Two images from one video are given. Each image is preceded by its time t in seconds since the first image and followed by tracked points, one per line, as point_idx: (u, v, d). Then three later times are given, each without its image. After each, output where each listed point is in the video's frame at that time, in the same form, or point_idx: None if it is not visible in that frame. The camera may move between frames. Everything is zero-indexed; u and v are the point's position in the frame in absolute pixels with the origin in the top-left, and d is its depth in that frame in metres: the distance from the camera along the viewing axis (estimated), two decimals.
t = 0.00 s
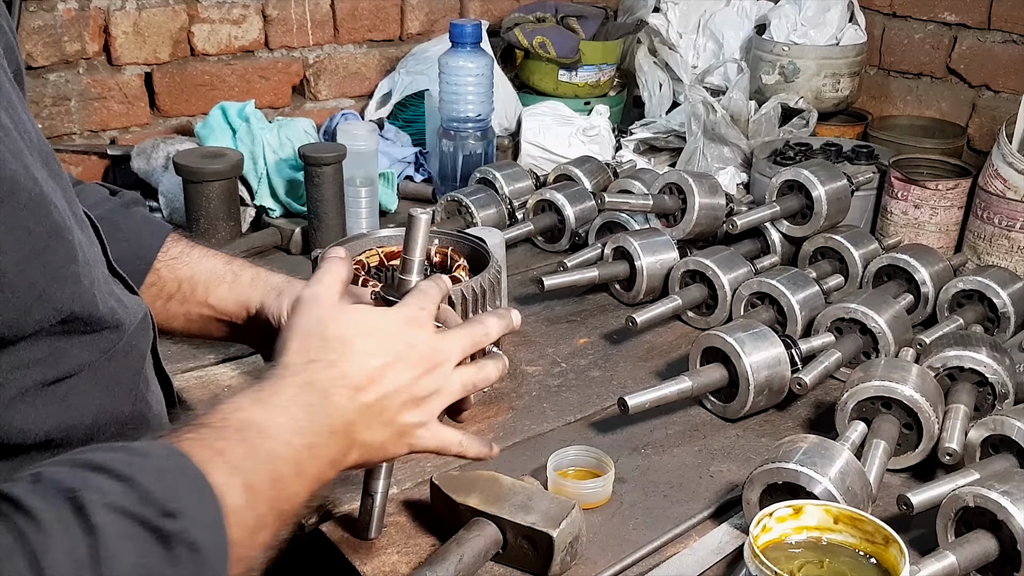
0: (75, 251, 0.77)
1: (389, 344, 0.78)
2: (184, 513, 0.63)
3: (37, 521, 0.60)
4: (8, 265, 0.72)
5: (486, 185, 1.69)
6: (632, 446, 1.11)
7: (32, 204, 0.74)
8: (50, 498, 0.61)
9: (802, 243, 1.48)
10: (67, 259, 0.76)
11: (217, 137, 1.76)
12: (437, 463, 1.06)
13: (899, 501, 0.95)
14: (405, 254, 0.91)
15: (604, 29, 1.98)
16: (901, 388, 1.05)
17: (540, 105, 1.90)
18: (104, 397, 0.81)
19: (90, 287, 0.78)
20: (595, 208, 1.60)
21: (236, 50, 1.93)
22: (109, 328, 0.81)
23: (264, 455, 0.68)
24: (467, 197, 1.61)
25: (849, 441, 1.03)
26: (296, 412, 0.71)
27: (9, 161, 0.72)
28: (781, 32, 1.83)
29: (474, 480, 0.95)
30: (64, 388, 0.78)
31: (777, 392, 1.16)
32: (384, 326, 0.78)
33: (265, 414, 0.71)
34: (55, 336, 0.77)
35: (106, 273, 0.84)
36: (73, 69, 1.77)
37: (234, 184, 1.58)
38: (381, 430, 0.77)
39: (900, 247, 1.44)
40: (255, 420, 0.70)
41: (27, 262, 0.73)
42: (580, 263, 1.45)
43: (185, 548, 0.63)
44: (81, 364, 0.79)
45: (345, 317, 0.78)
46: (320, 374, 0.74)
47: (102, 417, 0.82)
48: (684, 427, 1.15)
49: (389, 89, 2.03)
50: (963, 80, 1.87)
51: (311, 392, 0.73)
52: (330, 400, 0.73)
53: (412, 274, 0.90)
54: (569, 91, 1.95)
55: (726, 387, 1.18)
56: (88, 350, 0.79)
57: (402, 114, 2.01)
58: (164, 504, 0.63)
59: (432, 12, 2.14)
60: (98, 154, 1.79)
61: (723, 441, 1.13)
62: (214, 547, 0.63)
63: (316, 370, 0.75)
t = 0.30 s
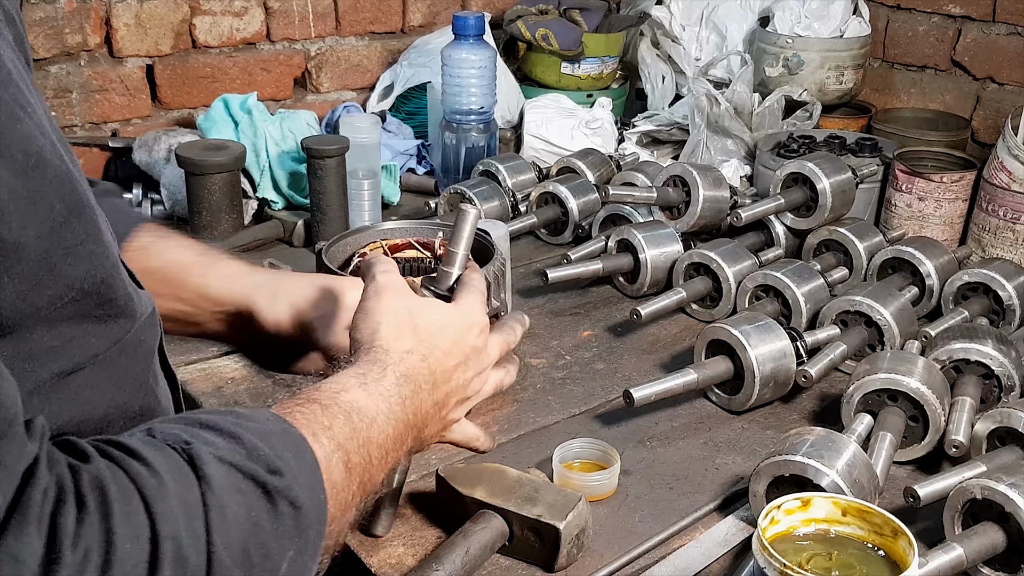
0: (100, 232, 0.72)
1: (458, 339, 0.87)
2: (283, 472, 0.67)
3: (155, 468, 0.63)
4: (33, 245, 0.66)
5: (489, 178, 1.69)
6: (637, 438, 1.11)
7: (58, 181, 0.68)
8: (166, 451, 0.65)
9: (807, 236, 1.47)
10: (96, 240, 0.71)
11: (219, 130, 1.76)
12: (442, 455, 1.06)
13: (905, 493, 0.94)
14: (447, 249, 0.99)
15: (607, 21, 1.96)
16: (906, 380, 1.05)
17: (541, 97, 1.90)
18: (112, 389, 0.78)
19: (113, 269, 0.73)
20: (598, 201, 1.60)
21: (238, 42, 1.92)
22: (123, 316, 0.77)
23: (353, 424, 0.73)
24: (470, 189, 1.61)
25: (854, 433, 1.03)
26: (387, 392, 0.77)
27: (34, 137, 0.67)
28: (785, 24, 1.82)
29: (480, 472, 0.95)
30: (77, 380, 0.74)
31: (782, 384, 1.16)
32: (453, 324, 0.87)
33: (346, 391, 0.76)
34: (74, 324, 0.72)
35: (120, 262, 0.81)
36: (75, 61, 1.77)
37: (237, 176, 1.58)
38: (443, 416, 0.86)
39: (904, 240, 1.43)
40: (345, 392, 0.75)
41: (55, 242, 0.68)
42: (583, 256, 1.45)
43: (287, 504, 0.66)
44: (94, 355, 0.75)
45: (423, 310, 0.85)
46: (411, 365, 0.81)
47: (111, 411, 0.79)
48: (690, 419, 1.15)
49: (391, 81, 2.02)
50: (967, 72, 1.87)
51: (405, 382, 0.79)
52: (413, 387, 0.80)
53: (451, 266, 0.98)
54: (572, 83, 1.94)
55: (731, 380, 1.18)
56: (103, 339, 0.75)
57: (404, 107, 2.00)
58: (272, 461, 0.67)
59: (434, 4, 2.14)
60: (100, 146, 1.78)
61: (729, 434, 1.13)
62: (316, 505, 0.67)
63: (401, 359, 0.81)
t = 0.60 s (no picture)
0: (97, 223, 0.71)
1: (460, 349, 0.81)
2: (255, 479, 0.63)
3: (111, 471, 0.59)
4: (31, 228, 0.66)
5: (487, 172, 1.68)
6: (638, 434, 1.10)
7: (54, 170, 0.68)
8: (126, 454, 0.61)
9: (807, 231, 1.47)
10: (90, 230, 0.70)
11: (217, 125, 1.75)
12: (441, 453, 1.05)
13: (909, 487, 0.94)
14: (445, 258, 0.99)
15: (607, 14, 1.94)
16: (910, 373, 1.05)
17: (540, 92, 1.89)
18: (116, 383, 0.75)
19: (107, 262, 0.71)
20: (597, 196, 1.59)
21: (236, 37, 1.92)
22: (125, 307, 0.74)
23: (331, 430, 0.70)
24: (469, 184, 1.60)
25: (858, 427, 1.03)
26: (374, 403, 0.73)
27: (31, 125, 0.67)
28: (785, 17, 1.81)
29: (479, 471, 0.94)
30: (77, 372, 0.71)
31: (784, 379, 1.15)
32: (457, 332, 0.81)
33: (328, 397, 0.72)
34: (66, 313, 0.69)
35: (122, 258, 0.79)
36: (72, 56, 1.76)
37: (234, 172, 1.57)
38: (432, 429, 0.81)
39: (905, 233, 1.43)
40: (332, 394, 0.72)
41: (52, 228, 0.67)
42: (582, 251, 1.44)
43: (254, 514, 0.62)
44: (93, 347, 0.71)
45: (422, 319, 0.79)
46: (403, 374, 0.76)
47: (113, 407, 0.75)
48: (690, 414, 1.15)
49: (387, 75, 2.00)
50: (968, 65, 1.87)
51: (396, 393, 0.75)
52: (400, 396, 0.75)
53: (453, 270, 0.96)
54: (571, 77, 1.94)
55: (732, 376, 1.17)
56: (99, 330, 0.72)
57: (403, 102, 1.99)
58: (239, 468, 0.63)
59: None
60: (98, 142, 1.77)
61: (730, 430, 1.12)
62: (286, 517, 0.64)
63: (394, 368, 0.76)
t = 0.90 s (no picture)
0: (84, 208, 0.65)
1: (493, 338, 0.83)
2: (212, 499, 0.54)
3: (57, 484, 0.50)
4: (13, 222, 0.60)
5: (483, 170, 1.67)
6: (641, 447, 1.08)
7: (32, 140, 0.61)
8: (76, 459, 0.52)
9: (808, 230, 1.47)
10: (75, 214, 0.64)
11: (207, 125, 1.75)
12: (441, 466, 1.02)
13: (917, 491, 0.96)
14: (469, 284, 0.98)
15: (607, 10, 1.92)
16: (913, 375, 1.07)
17: (541, 89, 1.86)
18: (118, 386, 0.67)
19: (95, 251, 0.65)
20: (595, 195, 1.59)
21: (225, 33, 1.89)
22: (119, 304, 0.68)
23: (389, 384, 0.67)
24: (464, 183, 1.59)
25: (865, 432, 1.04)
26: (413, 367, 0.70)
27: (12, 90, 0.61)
28: (783, 12, 1.81)
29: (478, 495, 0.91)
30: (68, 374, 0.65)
31: (785, 380, 1.15)
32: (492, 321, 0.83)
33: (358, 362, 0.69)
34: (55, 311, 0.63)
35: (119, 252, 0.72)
36: (55, 55, 1.70)
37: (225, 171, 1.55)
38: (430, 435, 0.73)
39: (905, 232, 1.43)
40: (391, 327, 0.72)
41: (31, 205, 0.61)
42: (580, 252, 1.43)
43: (211, 539, 0.54)
44: (86, 348, 0.66)
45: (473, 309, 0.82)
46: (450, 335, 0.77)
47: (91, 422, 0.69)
48: (690, 426, 1.13)
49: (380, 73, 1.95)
50: (964, 62, 1.87)
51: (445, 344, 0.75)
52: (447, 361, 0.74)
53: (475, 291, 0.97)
54: (563, 72, 1.91)
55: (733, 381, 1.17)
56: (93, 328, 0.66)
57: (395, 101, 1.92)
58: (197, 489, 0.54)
59: None
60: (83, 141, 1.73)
61: (736, 439, 1.11)
62: (242, 540, 0.55)
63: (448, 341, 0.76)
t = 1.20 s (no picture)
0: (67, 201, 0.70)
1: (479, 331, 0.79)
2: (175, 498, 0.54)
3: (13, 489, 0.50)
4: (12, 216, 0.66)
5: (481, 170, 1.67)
6: (637, 451, 1.08)
7: (28, 137, 0.66)
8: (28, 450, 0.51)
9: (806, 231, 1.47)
10: (56, 210, 0.69)
11: (203, 125, 1.73)
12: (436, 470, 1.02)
13: (923, 512, 0.93)
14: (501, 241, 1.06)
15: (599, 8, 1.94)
16: (920, 390, 1.04)
17: (535, 88, 1.88)
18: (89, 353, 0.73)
19: (70, 247, 0.70)
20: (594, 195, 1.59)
21: (223, 32, 1.89)
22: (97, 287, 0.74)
23: (343, 400, 0.64)
24: (462, 183, 1.58)
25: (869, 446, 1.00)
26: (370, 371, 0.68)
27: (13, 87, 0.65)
28: (777, 10, 1.82)
29: (475, 502, 0.91)
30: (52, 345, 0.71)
31: (789, 389, 1.15)
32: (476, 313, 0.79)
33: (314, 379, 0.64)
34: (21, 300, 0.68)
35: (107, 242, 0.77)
36: (54, 53, 1.71)
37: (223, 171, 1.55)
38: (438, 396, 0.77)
39: (904, 234, 1.43)
40: (353, 342, 0.68)
41: (18, 200, 0.66)
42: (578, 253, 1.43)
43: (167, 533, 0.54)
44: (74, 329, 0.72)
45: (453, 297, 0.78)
46: (420, 325, 0.73)
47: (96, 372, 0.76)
48: (693, 427, 1.13)
49: (378, 71, 1.98)
50: (961, 61, 1.87)
51: (410, 340, 0.72)
52: (411, 370, 0.71)
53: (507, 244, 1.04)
54: (563, 72, 1.93)
55: (732, 388, 1.16)
56: (58, 321, 0.71)
57: (394, 98, 1.96)
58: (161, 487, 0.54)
59: None
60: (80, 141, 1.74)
61: (733, 444, 1.10)
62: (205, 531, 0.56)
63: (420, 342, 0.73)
